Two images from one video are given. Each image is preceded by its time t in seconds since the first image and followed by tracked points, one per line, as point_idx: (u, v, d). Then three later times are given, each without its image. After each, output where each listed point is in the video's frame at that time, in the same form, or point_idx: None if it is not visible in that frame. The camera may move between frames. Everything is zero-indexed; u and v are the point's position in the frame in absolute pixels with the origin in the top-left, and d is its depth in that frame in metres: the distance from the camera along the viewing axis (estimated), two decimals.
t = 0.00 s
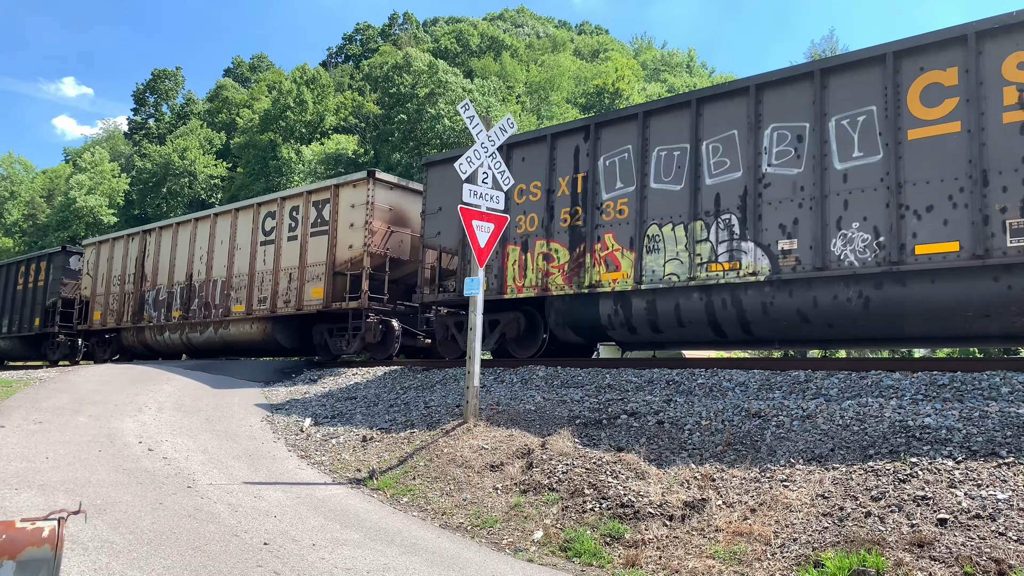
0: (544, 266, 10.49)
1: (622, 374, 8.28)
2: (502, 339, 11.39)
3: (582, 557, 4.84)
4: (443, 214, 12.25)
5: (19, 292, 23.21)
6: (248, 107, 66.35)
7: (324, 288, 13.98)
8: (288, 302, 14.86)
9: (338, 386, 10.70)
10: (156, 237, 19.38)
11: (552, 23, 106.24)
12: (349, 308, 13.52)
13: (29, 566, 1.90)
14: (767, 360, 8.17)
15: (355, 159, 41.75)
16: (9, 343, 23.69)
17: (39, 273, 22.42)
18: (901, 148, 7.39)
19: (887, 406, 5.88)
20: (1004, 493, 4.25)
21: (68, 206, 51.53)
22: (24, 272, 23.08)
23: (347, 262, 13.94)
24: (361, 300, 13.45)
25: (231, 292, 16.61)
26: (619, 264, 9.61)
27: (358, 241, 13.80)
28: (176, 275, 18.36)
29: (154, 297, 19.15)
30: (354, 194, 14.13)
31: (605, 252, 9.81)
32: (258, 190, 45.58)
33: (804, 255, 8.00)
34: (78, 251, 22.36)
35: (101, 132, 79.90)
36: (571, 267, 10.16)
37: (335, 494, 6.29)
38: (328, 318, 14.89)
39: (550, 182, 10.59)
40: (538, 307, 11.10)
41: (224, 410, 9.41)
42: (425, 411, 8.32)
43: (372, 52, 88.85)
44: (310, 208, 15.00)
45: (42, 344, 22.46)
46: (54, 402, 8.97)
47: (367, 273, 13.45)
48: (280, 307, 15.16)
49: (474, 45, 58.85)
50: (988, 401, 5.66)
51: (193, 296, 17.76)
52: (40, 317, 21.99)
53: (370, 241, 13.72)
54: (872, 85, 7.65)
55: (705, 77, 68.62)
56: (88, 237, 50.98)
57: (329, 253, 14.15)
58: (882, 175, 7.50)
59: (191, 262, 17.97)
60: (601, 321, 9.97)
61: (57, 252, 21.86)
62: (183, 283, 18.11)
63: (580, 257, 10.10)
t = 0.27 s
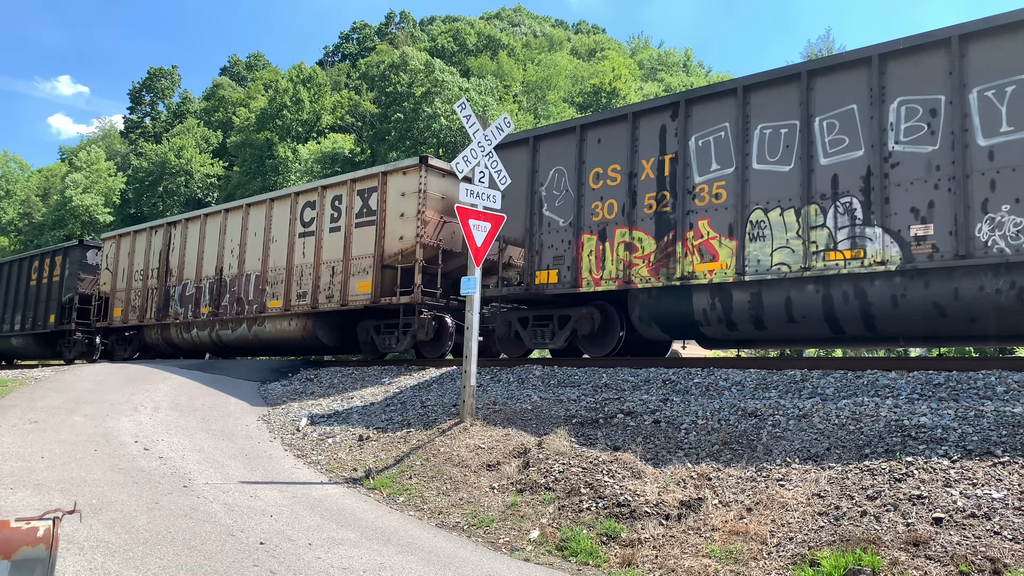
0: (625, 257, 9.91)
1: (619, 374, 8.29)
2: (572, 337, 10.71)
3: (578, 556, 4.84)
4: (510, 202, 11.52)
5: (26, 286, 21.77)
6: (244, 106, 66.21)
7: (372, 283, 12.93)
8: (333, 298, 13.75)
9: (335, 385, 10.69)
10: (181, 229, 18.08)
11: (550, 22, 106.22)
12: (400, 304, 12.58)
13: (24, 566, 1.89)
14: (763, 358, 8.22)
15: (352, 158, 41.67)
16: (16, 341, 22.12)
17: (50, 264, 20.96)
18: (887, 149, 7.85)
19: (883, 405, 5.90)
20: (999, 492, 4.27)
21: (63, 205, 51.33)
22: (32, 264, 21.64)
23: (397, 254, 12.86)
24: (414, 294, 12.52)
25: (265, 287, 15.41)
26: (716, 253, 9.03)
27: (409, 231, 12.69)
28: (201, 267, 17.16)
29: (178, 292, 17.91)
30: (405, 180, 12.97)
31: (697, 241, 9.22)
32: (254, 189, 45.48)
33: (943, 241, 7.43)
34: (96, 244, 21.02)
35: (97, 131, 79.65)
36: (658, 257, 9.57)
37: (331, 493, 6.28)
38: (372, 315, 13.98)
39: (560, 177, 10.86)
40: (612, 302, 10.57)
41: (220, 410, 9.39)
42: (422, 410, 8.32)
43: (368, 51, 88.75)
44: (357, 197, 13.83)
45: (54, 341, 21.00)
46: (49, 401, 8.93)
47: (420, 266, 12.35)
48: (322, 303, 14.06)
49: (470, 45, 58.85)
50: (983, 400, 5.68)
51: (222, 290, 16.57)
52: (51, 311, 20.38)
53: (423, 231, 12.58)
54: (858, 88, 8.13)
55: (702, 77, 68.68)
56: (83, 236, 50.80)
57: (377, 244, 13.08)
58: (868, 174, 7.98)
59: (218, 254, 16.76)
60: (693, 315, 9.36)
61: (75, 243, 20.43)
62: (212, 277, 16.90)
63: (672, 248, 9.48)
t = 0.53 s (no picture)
0: (724, 246, 8.67)
1: (616, 373, 8.29)
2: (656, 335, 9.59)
3: (575, 556, 4.84)
4: (582, 187, 10.36)
5: (43, 282, 21.13)
6: (241, 105, 66.15)
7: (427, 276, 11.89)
8: (385, 293, 12.61)
9: (332, 384, 10.67)
10: (212, 220, 16.89)
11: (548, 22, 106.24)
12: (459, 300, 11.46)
13: (20, 566, 1.89)
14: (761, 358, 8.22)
15: (349, 157, 41.62)
16: (32, 338, 21.43)
17: (69, 259, 20.31)
18: (873, 151, 7.65)
19: (880, 405, 5.91)
20: (996, 492, 4.28)
21: (60, 203, 51.21)
22: (50, 259, 20.98)
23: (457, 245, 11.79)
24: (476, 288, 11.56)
25: (307, 280, 14.14)
26: (836, 242, 7.79)
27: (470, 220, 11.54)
28: (234, 259, 15.94)
29: (207, 287, 16.73)
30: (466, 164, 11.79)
31: (812, 228, 8.00)
32: (251, 188, 45.43)
33: None
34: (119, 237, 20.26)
35: (93, 129, 79.49)
36: (765, 247, 8.34)
37: (328, 493, 6.27)
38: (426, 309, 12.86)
39: (612, 165, 9.95)
40: (703, 297, 9.39)
41: (217, 409, 9.37)
42: (419, 410, 8.31)
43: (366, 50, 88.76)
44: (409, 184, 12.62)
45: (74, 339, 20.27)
46: (45, 400, 8.91)
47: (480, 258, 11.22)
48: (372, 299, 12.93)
49: (468, 44, 58.86)
50: (980, 401, 5.70)
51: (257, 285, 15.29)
52: (71, 307, 19.72)
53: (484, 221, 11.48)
54: (845, 90, 7.92)
55: (699, 77, 68.73)
56: (80, 235, 50.65)
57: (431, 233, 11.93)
58: (855, 178, 7.76)
59: (252, 245, 15.53)
60: (809, 313, 8.22)
61: (94, 236, 19.72)
62: (247, 270, 15.65)
63: (778, 238, 8.27)
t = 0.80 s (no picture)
0: (849, 234, 7.96)
1: (615, 374, 8.29)
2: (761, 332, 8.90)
3: (574, 556, 4.84)
4: (675, 172, 9.52)
5: (61, 279, 20.28)
6: (240, 106, 66.15)
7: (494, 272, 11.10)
8: (446, 288, 11.81)
9: (330, 385, 10.66)
10: (246, 213, 15.86)
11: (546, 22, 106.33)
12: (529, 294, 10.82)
13: (20, 566, 1.90)
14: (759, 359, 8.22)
15: (348, 158, 41.64)
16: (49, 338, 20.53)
17: (90, 254, 19.42)
18: (939, 140, 7.49)
19: (878, 405, 5.92)
20: (994, 492, 4.29)
21: (59, 205, 51.19)
22: (69, 255, 20.12)
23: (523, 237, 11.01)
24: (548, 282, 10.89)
25: (355, 276, 13.31)
26: (985, 227, 7.17)
27: (541, 210, 10.80)
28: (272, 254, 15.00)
29: (241, 284, 15.77)
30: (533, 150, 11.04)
31: (954, 212, 7.34)
32: (250, 189, 45.45)
33: None
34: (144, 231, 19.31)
35: (92, 130, 79.47)
36: (898, 234, 7.67)
37: (327, 493, 6.27)
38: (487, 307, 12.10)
39: (706, 146, 9.19)
40: (818, 292, 8.71)
41: (216, 410, 9.37)
42: (418, 410, 8.32)
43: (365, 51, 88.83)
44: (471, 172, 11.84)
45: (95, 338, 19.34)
46: (44, 401, 8.91)
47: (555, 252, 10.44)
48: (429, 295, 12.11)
49: (466, 45, 58.91)
50: (978, 401, 5.70)
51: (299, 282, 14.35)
52: (92, 305, 18.81)
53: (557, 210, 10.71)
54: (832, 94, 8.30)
55: (697, 77, 68.82)
56: (79, 236, 50.63)
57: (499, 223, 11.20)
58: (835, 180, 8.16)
59: (293, 240, 14.65)
60: (949, 306, 7.51)
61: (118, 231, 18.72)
62: (286, 266, 14.70)
63: (917, 223, 7.56)
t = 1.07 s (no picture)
0: (1002, 222, 7.26)
1: (614, 376, 8.29)
2: (891, 333, 8.13)
3: (573, 558, 4.84)
4: (788, 155, 8.79)
5: (85, 276, 19.64)
6: (239, 107, 66.19)
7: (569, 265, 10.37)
8: (515, 285, 11.00)
9: (329, 386, 10.65)
10: (289, 204, 15.04)
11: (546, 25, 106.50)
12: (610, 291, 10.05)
13: (19, 567, 1.91)
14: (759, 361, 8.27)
15: (347, 159, 41.65)
16: (71, 337, 19.95)
17: (113, 251, 18.60)
18: (1007, 124, 7.33)
19: (877, 408, 5.93)
20: (992, 496, 4.29)
21: (58, 205, 51.16)
22: (93, 251, 19.45)
23: (604, 228, 10.21)
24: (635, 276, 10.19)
25: (411, 271, 12.50)
26: None
27: (625, 199, 10.00)
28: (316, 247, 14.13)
29: (283, 280, 14.95)
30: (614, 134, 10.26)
31: None
32: (249, 190, 45.46)
33: None
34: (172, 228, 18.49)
35: (91, 131, 79.48)
36: None
37: (325, 495, 6.26)
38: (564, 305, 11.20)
39: (826, 126, 8.50)
40: (953, 288, 7.96)
41: (215, 411, 9.36)
42: (417, 412, 8.32)
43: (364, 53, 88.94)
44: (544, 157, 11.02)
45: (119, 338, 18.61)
46: (42, 402, 8.90)
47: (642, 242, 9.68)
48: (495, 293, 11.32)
49: (466, 46, 58.97)
50: (977, 404, 5.71)
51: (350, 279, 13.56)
52: (116, 304, 18.08)
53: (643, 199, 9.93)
54: (892, 85, 8.13)
55: (696, 79, 68.93)
56: (77, 236, 50.58)
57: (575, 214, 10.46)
58: (892, 176, 8.02)
59: (340, 233, 13.84)
60: None
61: (144, 226, 18.01)
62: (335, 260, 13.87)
63: None
